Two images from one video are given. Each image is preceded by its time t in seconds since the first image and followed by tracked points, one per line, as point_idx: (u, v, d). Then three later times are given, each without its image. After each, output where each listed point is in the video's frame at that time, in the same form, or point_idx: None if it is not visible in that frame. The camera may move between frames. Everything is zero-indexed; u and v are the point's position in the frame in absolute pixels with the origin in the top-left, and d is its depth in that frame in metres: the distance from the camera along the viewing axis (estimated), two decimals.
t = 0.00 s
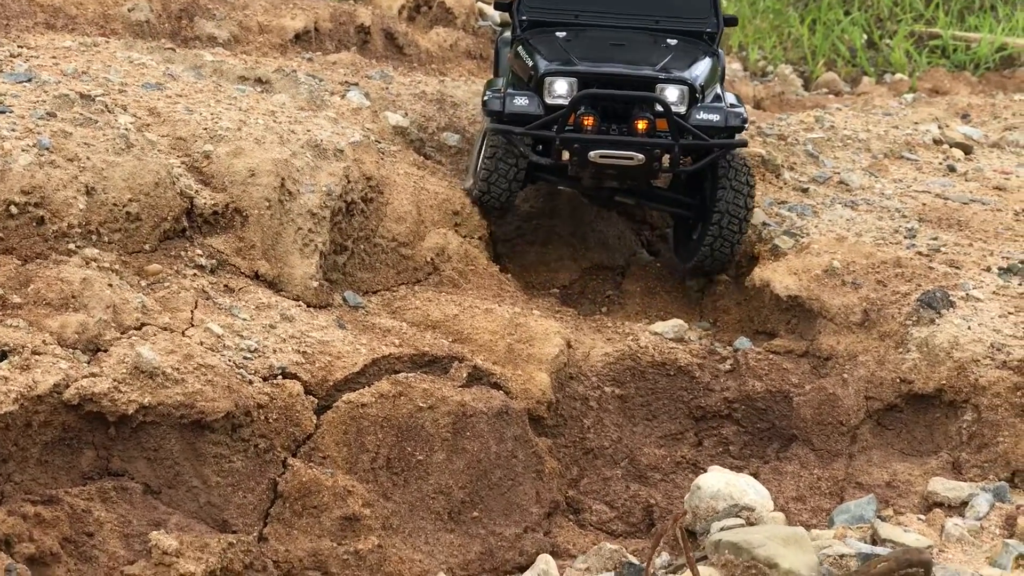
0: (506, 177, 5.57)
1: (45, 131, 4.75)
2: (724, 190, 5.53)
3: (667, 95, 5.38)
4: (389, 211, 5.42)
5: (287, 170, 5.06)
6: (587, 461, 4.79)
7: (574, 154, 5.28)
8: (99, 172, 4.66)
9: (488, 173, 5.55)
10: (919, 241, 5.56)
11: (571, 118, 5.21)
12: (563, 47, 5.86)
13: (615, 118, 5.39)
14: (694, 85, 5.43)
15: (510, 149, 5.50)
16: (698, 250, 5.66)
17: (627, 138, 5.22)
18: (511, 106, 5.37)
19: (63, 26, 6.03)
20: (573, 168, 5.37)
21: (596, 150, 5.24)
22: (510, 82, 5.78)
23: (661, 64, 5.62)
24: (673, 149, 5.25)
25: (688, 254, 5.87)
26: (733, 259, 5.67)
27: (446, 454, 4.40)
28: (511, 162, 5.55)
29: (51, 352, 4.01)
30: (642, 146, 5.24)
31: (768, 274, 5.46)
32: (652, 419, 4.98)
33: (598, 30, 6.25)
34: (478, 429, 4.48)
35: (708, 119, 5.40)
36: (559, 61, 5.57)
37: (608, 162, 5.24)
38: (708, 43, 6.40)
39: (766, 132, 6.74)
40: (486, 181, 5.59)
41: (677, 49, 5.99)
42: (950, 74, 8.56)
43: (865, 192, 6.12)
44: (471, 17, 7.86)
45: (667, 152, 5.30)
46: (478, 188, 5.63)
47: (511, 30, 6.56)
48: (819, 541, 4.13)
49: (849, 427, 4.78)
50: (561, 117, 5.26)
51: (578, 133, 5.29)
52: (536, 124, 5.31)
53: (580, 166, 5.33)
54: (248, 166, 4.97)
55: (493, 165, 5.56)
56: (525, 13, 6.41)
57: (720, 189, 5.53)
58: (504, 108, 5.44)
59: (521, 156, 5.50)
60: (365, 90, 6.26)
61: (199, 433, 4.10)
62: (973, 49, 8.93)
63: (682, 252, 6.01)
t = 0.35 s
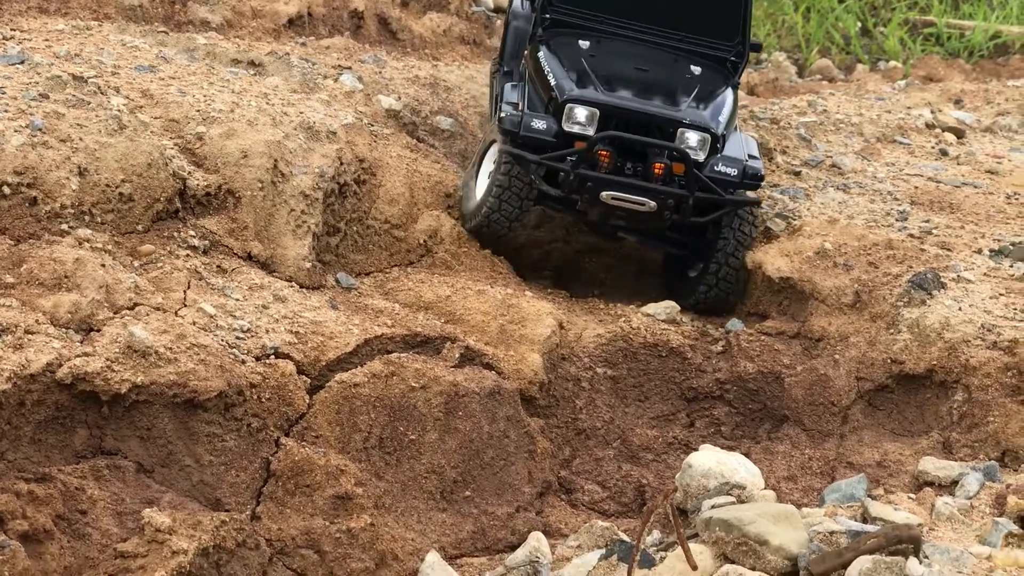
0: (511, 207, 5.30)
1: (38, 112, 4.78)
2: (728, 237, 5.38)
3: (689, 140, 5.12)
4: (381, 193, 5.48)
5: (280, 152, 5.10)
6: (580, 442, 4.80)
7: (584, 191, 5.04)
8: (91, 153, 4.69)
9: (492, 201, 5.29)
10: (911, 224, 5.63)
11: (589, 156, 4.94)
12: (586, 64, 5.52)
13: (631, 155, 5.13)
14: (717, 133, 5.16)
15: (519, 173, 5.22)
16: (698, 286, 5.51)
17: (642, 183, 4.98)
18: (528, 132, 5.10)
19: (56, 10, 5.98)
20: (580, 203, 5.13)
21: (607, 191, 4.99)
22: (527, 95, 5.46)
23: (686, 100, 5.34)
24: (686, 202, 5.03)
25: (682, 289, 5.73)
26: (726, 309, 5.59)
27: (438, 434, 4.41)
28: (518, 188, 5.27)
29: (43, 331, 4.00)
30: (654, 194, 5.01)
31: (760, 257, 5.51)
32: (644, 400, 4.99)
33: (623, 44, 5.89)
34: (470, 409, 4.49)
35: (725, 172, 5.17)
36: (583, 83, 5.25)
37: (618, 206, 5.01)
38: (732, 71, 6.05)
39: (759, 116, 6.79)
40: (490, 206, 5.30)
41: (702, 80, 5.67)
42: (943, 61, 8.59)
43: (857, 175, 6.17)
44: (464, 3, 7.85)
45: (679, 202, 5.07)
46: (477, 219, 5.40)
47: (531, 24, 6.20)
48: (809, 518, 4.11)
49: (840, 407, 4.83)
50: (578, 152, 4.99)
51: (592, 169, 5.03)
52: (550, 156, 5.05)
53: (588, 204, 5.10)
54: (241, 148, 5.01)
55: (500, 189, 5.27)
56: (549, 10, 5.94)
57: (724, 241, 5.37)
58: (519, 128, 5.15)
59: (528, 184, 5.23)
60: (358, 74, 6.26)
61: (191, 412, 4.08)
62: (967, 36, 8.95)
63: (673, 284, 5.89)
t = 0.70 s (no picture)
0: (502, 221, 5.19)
1: (32, 106, 4.79)
2: (724, 243, 5.23)
3: (679, 142, 5.01)
4: (375, 186, 5.48)
5: (274, 146, 5.12)
6: (573, 436, 4.81)
7: (574, 201, 4.94)
8: (85, 147, 4.71)
9: (481, 218, 5.17)
10: (905, 218, 5.64)
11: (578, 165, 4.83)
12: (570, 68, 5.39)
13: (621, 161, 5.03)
14: (707, 134, 5.04)
15: (508, 185, 5.11)
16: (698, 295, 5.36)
17: (633, 191, 4.89)
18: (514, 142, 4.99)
19: (51, 4, 5.97)
20: (571, 214, 5.04)
21: (597, 200, 4.91)
22: (512, 102, 5.32)
23: (675, 100, 5.21)
24: (678, 206, 4.94)
25: (684, 296, 5.59)
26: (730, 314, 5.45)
27: (432, 427, 4.42)
28: (508, 201, 5.14)
29: (37, 325, 4.01)
30: (645, 201, 4.92)
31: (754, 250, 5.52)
32: (637, 394, 5.00)
33: (610, 47, 5.75)
34: (463, 402, 4.49)
35: (718, 174, 5.07)
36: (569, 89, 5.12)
37: (609, 213, 4.93)
38: (721, 67, 5.91)
39: (754, 110, 6.79)
40: (482, 221, 5.18)
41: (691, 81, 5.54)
42: (940, 56, 8.59)
43: (851, 169, 6.17)
44: None
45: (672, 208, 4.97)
46: (468, 235, 5.29)
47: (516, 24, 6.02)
48: (802, 511, 4.12)
49: (833, 400, 4.84)
50: (567, 162, 4.88)
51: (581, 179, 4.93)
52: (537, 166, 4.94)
53: (579, 214, 5.00)
54: (234, 142, 5.01)
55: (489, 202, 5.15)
56: (532, 13, 5.81)
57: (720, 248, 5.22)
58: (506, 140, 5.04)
59: (518, 195, 5.12)
60: (352, 68, 6.26)
61: (185, 405, 4.08)
62: (963, 31, 8.94)
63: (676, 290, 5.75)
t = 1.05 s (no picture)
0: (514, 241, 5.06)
1: (26, 107, 4.80)
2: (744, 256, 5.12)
3: (692, 155, 4.89)
4: (369, 188, 5.50)
5: (268, 147, 5.13)
6: (566, 436, 4.83)
7: (588, 217, 4.82)
8: (79, 148, 4.71)
9: (494, 241, 5.04)
10: (898, 219, 5.65)
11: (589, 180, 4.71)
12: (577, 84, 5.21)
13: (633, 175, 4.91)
14: (721, 145, 4.93)
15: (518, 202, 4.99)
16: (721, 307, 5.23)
17: (647, 206, 4.77)
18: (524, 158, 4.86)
19: (46, 5, 5.98)
20: (583, 231, 4.91)
21: (611, 215, 4.79)
22: (519, 117, 5.20)
23: (686, 113, 5.08)
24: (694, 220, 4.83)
25: (701, 311, 5.47)
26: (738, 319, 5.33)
27: (425, 428, 4.43)
28: (521, 220, 5.01)
29: (31, 325, 4.01)
30: (660, 215, 4.80)
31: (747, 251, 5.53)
32: (630, 394, 5.03)
33: (615, 59, 5.57)
34: (457, 403, 4.51)
35: (733, 186, 4.95)
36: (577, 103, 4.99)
37: (623, 229, 4.81)
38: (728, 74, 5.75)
39: (748, 111, 6.81)
40: (493, 240, 5.03)
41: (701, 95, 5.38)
42: (935, 57, 8.60)
43: (845, 170, 6.19)
44: None
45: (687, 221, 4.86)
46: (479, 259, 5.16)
47: (514, 38, 5.98)
48: (794, 512, 4.11)
49: (826, 401, 4.82)
50: (578, 178, 4.76)
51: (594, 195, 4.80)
52: (549, 183, 4.81)
53: (592, 230, 4.89)
54: (228, 143, 5.03)
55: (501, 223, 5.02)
56: (535, 26, 5.58)
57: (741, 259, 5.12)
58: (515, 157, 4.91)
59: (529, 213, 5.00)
60: (347, 70, 6.27)
61: (178, 406, 4.09)
62: (959, 32, 8.96)
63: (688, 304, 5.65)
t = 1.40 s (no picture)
0: (518, 260, 4.99)
1: (19, 115, 4.80)
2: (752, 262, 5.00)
3: (698, 157, 4.80)
4: (362, 195, 5.50)
5: (261, 154, 5.13)
6: (560, 443, 4.86)
7: (598, 228, 4.73)
8: (72, 156, 4.71)
9: (499, 254, 4.96)
10: (891, 226, 5.66)
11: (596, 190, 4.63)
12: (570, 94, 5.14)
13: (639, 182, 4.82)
14: (727, 145, 4.84)
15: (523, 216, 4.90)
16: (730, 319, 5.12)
17: (657, 211, 4.68)
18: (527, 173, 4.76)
19: (40, 13, 5.99)
20: (594, 242, 4.82)
21: (622, 224, 4.70)
22: (515, 133, 5.12)
23: (683, 116, 5.00)
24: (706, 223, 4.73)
25: (713, 321, 5.37)
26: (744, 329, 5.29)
27: (418, 435, 4.44)
28: (524, 234, 4.92)
29: (23, 333, 4.01)
30: (671, 220, 4.71)
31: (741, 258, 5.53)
32: (623, 401, 5.08)
33: (606, 69, 5.49)
34: (449, 410, 4.52)
35: (741, 185, 4.87)
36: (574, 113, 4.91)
37: (634, 237, 4.72)
38: (720, 79, 5.68)
39: (741, 118, 6.83)
40: (498, 257, 4.97)
41: (695, 97, 5.30)
42: (929, 64, 8.62)
43: (838, 176, 6.20)
44: (448, 6, 7.86)
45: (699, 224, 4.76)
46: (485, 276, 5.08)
47: (495, 61, 5.82)
48: (787, 518, 4.10)
49: (820, 408, 4.85)
50: (585, 188, 4.66)
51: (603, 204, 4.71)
52: (555, 196, 4.71)
53: (603, 240, 4.79)
54: (221, 150, 5.04)
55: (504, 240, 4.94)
56: (520, 42, 5.54)
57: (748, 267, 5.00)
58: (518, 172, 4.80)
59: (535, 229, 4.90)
60: (340, 77, 6.27)
61: (171, 414, 4.09)
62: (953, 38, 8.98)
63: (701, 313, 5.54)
